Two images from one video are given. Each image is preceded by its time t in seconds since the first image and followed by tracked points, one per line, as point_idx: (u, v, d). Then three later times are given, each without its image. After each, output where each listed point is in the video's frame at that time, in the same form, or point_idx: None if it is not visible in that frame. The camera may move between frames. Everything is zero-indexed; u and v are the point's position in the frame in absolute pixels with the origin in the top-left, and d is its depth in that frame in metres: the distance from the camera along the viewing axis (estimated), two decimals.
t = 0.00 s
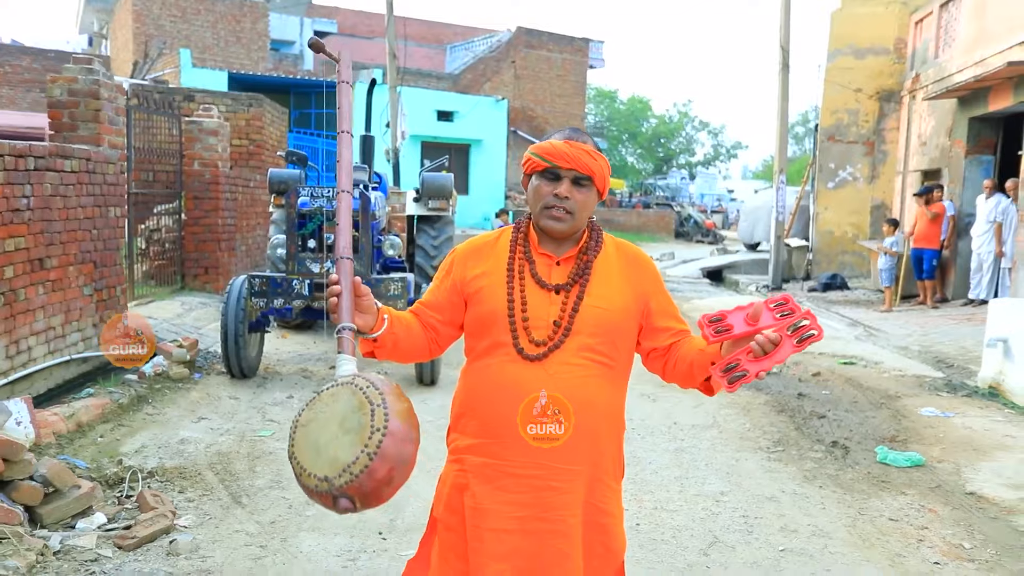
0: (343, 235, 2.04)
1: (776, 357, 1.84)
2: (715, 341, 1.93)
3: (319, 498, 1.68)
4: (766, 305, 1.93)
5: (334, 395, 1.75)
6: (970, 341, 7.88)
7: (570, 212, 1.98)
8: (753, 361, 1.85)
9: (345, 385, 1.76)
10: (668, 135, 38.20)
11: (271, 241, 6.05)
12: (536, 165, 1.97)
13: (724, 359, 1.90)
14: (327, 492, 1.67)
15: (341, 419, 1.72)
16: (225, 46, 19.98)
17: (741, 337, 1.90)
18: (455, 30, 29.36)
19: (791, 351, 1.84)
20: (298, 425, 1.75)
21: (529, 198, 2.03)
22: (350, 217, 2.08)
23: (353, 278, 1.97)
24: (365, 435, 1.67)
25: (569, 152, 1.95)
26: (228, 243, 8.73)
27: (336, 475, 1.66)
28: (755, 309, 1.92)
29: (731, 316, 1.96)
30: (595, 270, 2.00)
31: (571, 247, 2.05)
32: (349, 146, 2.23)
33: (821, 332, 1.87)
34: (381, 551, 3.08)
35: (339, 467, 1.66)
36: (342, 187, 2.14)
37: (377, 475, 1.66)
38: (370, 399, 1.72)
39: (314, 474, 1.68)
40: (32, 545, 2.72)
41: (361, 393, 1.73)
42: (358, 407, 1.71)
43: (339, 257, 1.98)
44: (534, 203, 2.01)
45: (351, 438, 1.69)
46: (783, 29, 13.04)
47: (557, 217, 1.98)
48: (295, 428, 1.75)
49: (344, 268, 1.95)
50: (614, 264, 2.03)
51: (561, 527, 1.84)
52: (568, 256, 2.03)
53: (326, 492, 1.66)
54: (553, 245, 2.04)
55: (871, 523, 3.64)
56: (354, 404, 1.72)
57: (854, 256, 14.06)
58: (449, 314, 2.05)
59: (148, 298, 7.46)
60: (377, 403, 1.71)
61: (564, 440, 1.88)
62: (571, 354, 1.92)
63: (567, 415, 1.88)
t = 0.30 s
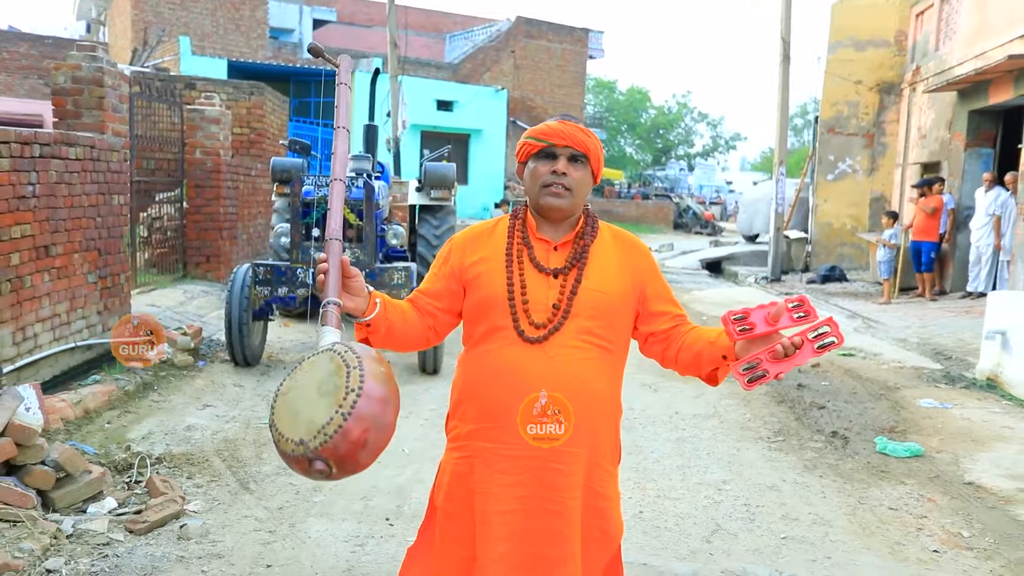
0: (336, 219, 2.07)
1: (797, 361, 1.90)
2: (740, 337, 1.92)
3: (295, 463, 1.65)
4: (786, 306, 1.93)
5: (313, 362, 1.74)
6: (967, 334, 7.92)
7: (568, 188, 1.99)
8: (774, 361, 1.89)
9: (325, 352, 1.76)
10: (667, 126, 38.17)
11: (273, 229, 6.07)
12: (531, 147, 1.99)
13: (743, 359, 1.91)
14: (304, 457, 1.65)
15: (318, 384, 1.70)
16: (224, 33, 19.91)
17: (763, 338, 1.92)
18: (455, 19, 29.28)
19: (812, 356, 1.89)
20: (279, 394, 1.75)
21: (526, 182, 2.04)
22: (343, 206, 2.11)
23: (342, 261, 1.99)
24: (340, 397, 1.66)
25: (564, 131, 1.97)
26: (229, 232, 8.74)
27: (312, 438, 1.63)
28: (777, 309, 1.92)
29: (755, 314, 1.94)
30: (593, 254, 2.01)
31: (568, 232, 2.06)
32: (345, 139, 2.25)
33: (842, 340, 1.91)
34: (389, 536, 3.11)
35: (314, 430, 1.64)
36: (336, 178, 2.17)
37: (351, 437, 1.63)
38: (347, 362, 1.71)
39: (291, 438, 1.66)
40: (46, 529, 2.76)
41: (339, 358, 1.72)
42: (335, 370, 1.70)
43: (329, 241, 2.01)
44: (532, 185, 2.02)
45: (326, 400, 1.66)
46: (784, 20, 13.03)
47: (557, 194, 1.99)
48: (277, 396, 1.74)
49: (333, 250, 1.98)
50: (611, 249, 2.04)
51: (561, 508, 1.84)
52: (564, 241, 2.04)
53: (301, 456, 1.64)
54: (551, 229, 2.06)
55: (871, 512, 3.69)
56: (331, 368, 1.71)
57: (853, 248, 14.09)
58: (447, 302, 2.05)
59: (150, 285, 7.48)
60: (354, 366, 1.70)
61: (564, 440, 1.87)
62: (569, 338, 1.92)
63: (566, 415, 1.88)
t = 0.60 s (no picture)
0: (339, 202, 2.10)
1: (770, 310, 1.89)
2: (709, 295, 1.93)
3: (300, 422, 1.62)
4: (756, 267, 1.97)
5: (321, 325, 1.73)
6: (963, 334, 7.97)
7: (555, 181, 2.00)
8: (746, 314, 1.89)
9: (334, 316, 1.75)
10: (663, 127, 38.25)
11: (273, 229, 6.09)
12: (515, 146, 1.99)
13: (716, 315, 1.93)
14: (309, 416, 1.62)
15: (328, 344, 1.69)
16: (220, 33, 19.90)
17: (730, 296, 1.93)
18: (451, 20, 29.30)
19: (782, 302, 1.90)
20: (283, 355, 1.73)
21: (511, 179, 2.04)
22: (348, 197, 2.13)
23: (346, 238, 2.02)
24: (353, 356, 1.65)
25: (547, 126, 1.98)
26: (228, 231, 8.74)
27: (320, 395, 1.61)
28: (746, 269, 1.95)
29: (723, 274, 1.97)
30: (583, 250, 2.02)
31: (557, 228, 2.08)
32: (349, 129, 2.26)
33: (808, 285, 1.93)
34: (392, 535, 3.13)
35: (323, 387, 1.62)
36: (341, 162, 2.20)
37: (362, 397, 1.62)
38: (360, 325, 1.70)
39: (297, 396, 1.63)
40: (52, 527, 2.78)
41: (351, 322, 1.72)
42: (348, 332, 1.69)
43: (334, 217, 2.05)
44: (518, 182, 2.02)
45: (339, 359, 1.66)
46: (780, 22, 13.08)
47: (544, 187, 2.00)
48: (281, 357, 1.71)
49: (338, 225, 2.02)
50: (600, 243, 2.06)
51: (559, 502, 1.85)
52: (554, 236, 2.06)
53: (306, 414, 1.61)
54: (540, 225, 2.07)
55: (869, 510, 3.72)
56: (343, 330, 1.70)
57: (849, 249, 14.14)
58: (438, 302, 2.04)
59: (149, 285, 7.49)
60: (366, 330, 1.70)
61: (564, 440, 1.87)
62: (565, 331, 1.93)
63: (566, 416, 1.88)
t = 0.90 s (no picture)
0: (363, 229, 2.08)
1: (690, 314, 1.90)
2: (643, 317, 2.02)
3: (349, 451, 1.53)
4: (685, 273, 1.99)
5: (367, 354, 1.64)
6: (960, 333, 8.01)
7: (540, 179, 1.99)
8: (671, 326, 1.95)
9: (378, 346, 1.66)
10: (659, 126, 38.30)
11: (272, 229, 6.09)
12: (498, 147, 1.99)
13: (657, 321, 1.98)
14: (359, 444, 1.54)
15: (376, 373, 1.60)
16: (217, 33, 19.88)
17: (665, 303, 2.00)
18: (448, 20, 29.33)
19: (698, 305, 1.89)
20: (326, 382, 1.62)
21: (496, 180, 2.04)
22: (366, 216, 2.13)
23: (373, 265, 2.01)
24: (406, 388, 1.58)
25: (527, 125, 1.97)
26: (226, 232, 8.74)
27: (373, 424, 1.53)
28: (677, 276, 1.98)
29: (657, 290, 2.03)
30: (571, 248, 2.03)
31: (544, 227, 2.08)
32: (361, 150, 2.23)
33: (721, 278, 1.89)
34: (395, 533, 3.15)
35: (376, 416, 1.54)
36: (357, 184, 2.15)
37: (415, 428, 1.56)
38: (409, 356, 1.64)
39: (346, 425, 1.54)
40: (57, 526, 2.79)
41: (398, 352, 1.64)
42: (397, 362, 1.61)
43: (359, 244, 2.04)
44: (503, 182, 2.01)
45: (389, 390, 1.57)
46: (777, 21, 13.12)
47: (529, 185, 1.99)
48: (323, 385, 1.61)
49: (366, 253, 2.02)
50: (587, 240, 2.06)
51: (556, 499, 1.85)
52: (542, 235, 2.06)
53: (357, 442, 1.53)
54: (528, 225, 2.06)
55: (868, 507, 3.75)
56: (391, 361, 1.62)
57: (845, 248, 14.18)
58: (430, 305, 2.04)
59: (147, 285, 7.49)
60: (415, 360, 1.64)
61: (564, 439, 1.88)
62: (558, 329, 1.94)
63: (566, 415, 1.89)
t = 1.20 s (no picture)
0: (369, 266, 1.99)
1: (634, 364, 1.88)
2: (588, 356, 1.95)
3: (381, 515, 1.55)
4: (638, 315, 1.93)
5: (393, 413, 1.62)
6: (953, 334, 8.04)
7: (526, 184, 1.98)
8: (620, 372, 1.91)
9: (402, 404, 1.64)
10: (653, 128, 38.37)
11: (268, 232, 5.98)
12: (485, 151, 1.97)
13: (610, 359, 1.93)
14: (390, 509, 1.55)
15: (402, 434, 1.59)
16: (210, 35, 19.84)
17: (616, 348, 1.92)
18: (442, 21, 29.34)
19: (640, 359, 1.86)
20: (353, 441, 1.60)
21: (483, 183, 2.02)
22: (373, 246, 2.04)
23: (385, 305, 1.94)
24: (434, 452, 1.57)
25: (514, 129, 1.95)
26: (221, 233, 8.72)
27: (404, 490, 1.54)
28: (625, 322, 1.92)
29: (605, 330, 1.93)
30: (559, 249, 2.01)
31: (532, 229, 2.06)
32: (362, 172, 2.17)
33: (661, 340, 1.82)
34: (392, 535, 3.15)
35: (406, 482, 1.54)
36: (361, 220, 2.06)
37: (444, 491, 1.56)
38: (434, 417, 1.61)
39: (376, 489, 1.55)
40: (54, 529, 2.79)
41: (423, 412, 1.62)
42: (423, 425, 1.60)
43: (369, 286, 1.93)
44: (490, 186, 2.00)
45: (418, 454, 1.57)
46: (771, 24, 13.17)
47: (515, 190, 1.98)
48: (349, 445, 1.60)
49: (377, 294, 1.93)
50: (574, 241, 2.05)
51: (544, 499, 1.85)
52: (530, 238, 2.04)
53: (389, 506, 1.54)
54: (515, 228, 2.05)
55: (863, 508, 3.76)
56: (417, 423, 1.60)
57: (839, 250, 14.24)
58: (419, 307, 2.04)
59: (142, 288, 7.47)
60: (440, 422, 1.62)
61: (562, 442, 1.88)
62: (546, 331, 1.93)
63: (566, 416, 1.90)
